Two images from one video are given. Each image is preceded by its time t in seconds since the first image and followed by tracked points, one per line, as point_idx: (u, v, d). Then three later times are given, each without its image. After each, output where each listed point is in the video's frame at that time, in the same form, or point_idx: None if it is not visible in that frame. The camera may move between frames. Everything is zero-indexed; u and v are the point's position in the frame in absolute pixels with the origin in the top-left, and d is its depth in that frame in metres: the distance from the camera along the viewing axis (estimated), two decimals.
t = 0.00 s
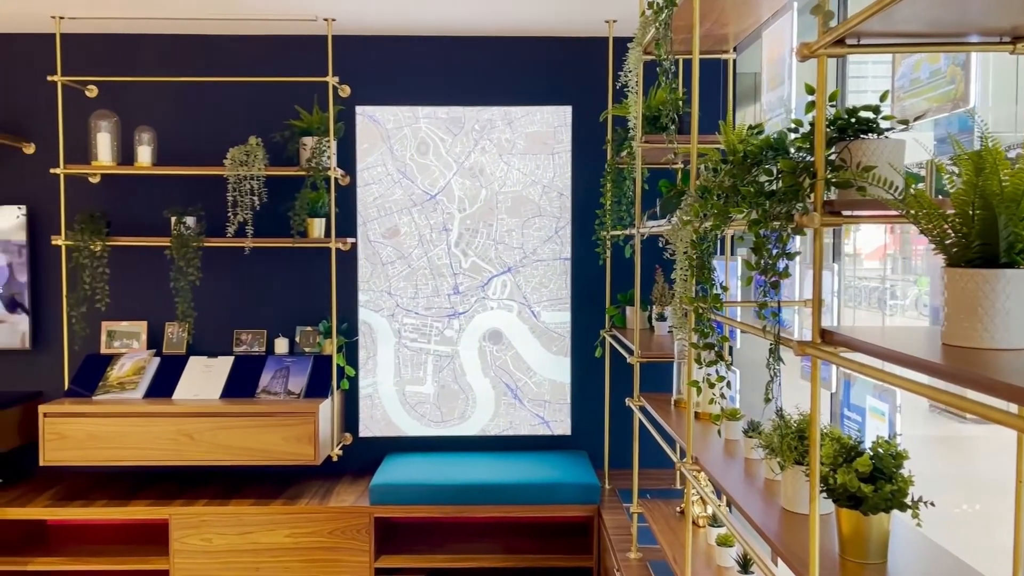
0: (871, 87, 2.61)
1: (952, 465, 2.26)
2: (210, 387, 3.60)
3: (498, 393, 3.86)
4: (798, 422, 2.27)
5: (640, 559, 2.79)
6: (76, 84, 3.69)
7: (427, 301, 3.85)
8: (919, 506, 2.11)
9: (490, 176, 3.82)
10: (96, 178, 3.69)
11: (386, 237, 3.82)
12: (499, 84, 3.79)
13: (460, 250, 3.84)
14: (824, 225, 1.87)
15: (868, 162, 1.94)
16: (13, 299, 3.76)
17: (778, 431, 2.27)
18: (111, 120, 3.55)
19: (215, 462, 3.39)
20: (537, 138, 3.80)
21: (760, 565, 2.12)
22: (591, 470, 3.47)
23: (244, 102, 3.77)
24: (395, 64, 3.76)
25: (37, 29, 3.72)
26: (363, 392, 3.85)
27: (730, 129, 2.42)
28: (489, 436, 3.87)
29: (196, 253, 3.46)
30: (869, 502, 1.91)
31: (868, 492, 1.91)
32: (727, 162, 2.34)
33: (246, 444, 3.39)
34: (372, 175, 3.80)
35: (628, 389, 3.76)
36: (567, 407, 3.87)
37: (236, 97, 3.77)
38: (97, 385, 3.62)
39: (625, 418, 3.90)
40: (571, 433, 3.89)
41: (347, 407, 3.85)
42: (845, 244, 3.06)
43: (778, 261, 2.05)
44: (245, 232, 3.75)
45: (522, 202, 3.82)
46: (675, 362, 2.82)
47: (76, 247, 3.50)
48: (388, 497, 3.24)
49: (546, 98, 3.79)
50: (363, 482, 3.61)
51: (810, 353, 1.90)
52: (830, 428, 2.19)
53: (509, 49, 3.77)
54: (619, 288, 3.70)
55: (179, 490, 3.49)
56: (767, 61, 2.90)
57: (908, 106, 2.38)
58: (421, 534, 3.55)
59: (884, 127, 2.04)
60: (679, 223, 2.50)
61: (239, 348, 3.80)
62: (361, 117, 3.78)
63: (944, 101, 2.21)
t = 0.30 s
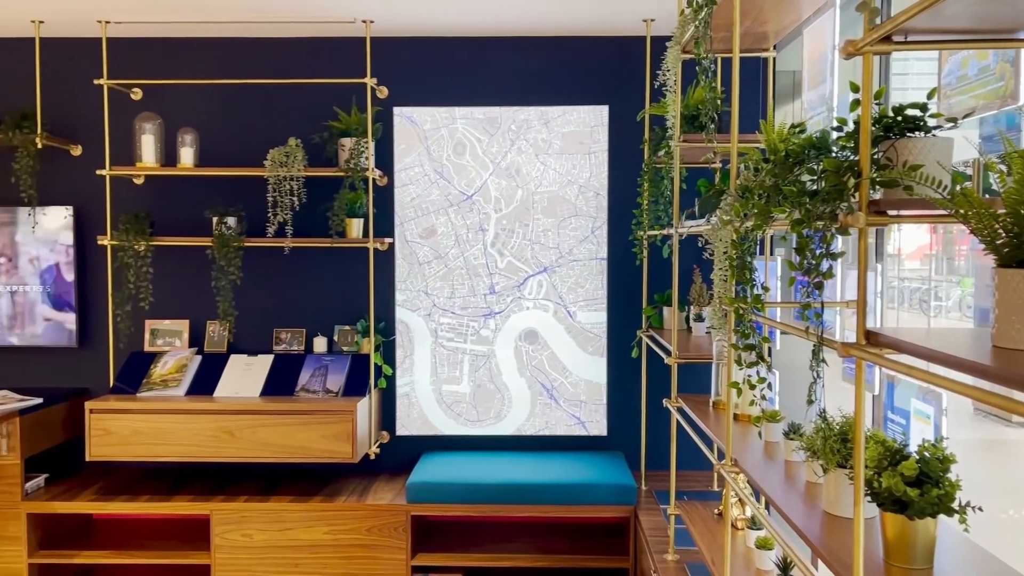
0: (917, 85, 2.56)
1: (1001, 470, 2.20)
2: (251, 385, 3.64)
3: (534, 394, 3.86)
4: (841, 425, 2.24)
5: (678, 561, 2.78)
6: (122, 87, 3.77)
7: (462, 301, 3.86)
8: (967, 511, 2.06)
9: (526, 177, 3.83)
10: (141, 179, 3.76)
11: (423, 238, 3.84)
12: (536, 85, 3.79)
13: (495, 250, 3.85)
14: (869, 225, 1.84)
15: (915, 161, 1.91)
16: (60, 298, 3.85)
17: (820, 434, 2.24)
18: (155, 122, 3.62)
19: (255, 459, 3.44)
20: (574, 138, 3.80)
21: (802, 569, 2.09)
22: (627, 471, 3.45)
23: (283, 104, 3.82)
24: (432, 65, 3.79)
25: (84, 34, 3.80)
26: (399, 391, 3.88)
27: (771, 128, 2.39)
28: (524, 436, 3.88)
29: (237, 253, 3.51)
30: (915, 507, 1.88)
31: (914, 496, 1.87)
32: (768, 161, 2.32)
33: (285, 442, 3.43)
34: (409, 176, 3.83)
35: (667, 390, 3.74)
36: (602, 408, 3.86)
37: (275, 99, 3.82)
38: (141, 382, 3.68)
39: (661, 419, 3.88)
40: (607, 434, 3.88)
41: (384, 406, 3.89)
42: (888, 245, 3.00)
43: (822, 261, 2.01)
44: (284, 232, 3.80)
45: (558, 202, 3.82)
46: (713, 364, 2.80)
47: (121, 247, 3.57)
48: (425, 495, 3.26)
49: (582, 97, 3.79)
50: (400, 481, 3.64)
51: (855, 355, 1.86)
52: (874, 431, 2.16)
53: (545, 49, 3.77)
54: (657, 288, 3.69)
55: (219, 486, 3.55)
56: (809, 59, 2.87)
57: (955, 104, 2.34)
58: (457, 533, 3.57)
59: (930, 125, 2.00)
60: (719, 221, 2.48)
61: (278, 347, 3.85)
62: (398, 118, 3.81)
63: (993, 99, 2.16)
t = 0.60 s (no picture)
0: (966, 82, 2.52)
1: None
2: (290, 383, 3.68)
3: (570, 394, 3.86)
4: (887, 427, 2.21)
5: (716, 563, 2.76)
6: (166, 90, 3.84)
7: (499, 300, 3.87)
8: (1018, 517, 2.02)
9: (563, 177, 3.83)
10: (184, 180, 3.83)
11: (460, 238, 3.86)
12: (573, 84, 3.79)
13: (532, 250, 3.85)
14: (917, 225, 1.79)
15: (965, 160, 1.87)
16: (106, 296, 3.93)
17: (865, 436, 2.20)
18: (198, 124, 3.68)
19: (294, 456, 3.49)
20: (611, 137, 3.79)
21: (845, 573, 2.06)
22: (665, 472, 3.44)
23: (323, 105, 3.86)
24: (470, 66, 3.80)
25: (131, 38, 3.88)
26: (437, 390, 3.91)
27: (815, 126, 2.36)
28: (561, 436, 3.88)
29: (277, 253, 3.56)
30: (963, 511, 1.84)
31: (963, 500, 1.84)
32: (813, 160, 2.30)
33: (324, 440, 3.47)
34: (446, 176, 3.85)
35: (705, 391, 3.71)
36: (640, 408, 3.84)
37: (315, 101, 3.87)
38: (184, 379, 3.75)
39: (699, 420, 3.85)
40: (644, 434, 3.86)
41: (421, 404, 3.91)
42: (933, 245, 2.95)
43: (868, 262, 1.99)
44: (324, 232, 3.84)
45: (595, 201, 3.81)
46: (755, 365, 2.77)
47: (165, 247, 3.64)
48: (463, 494, 3.28)
49: (619, 97, 3.78)
50: (437, 479, 3.66)
51: (902, 356, 1.84)
52: (921, 434, 2.12)
53: (583, 49, 3.77)
54: (695, 288, 3.67)
55: (260, 483, 3.60)
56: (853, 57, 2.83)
57: (1005, 101, 2.29)
58: (493, 532, 3.58)
59: (981, 122, 1.97)
60: (761, 221, 2.46)
61: (318, 345, 3.89)
62: (435, 119, 3.83)
63: None
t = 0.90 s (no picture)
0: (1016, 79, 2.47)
1: None
2: (330, 381, 3.72)
3: (607, 394, 3.85)
4: (934, 431, 2.17)
5: (756, 566, 2.74)
6: (209, 92, 3.91)
7: (536, 300, 3.87)
8: None
9: (600, 176, 3.82)
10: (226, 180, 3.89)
11: (498, 238, 3.87)
12: (611, 84, 3.78)
13: (569, 249, 3.85)
14: (969, 225, 1.74)
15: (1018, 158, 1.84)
16: (151, 295, 4.00)
17: (912, 439, 2.17)
18: (241, 125, 3.74)
19: (334, 454, 3.52)
20: (649, 137, 3.77)
21: None
22: (704, 474, 3.41)
23: (362, 106, 3.90)
24: (508, 67, 3.81)
25: (175, 41, 3.95)
26: (474, 389, 3.93)
27: (860, 124, 2.33)
28: (598, 436, 3.87)
29: (318, 253, 3.60)
30: (1015, 516, 1.79)
31: (1015, 505, 1.79)
32: (857, 159, 2.27)
33: (363, 438, 3.50)
34: (483, 176, 3.86)
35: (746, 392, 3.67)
36: (677, 409, 3.82)
37: (354, 102, 3.90)
38: (226, 377, 3.81)
39: (738, 422, 3.82)
40: (682, 436, 3.84)
41: (458, 403, 3.93)
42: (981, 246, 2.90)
43: (916, 263, 1.96)
44: (363, 232, 3.88)
45: (633, 201, 3.80)
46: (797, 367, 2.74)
47: (208, 247, 3.70)
48: (501, 493, 3.29)
49: (658, 96, 3.76)
50: (474, 478, 3.67)
51: (952, 359, 1.80)
52: (971, 438, 2.08)
53: (621, 48, 3.76)
54: (735, 288, 3.64)
55: (300, 479, 3.64)
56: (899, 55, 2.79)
57: None
58: (530, 531, 3.59)
59: None
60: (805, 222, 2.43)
61: (356, 344, 3.93)
62: (473, 119, 3.84)
63: None
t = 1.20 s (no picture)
0: None
1: None
2: (368, 379, 3.76)
3: (645, 394, 3.84)
4: (985, 434, 2.13)
5: (797, 569, 2.71)
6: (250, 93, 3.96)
7: (573, 300, 3.87)
8: None
9: (638, 175, 3.80)
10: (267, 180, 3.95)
11: (535, 237, 3.88)
12: (650, 83, 3.76)
13: (606, 249, 3.84)
14: None
15: None
16: (194, 293, 4.06)
17: (962, 443, 2.13)
18: (281, 126, 3.79)
19: (372, 452, 3.55)
20: (688, 135, 3.75)
21: None
22: (744, 476, 3.38)
23: (400, 107, 3.93)
24: (546, 66, 3.82)
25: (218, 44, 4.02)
26: (510, 388, 3.94)
27: (908, 122, 2.30)
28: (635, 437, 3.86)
29: (356, 252, 3.63)
30: None
31: None
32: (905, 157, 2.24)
33: (402, 436, 3.52)
34: (521, 175, 3.87)
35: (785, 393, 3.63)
36: (716, 410, 3.79)
37: (392, 102, 3.93)
38: (266, 374, 3.86)
39: (777, 424, 3.78)
40: (720, 437, 3.81)
41: (495, 403, 3.94)
42: None
43: (968, 263, 1.92)
44: (401, 232, 3.91)
45: (671, 201, 3.78)
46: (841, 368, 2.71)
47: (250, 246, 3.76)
48: (539, 492, 3.29)
49: (697, 94, 3.73)
50: (511, 477, 3.68)
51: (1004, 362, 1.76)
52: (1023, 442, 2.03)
53: (660, 47, 3.74)
54: (775, 288, 3.60)
55: (339, 476, 3.68)
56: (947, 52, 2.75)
57: None
58: (566, 531, 3.58)
59: None
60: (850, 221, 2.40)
61: (394, 343, 3.96)
62: (511, 119, 3.85)
63: None
